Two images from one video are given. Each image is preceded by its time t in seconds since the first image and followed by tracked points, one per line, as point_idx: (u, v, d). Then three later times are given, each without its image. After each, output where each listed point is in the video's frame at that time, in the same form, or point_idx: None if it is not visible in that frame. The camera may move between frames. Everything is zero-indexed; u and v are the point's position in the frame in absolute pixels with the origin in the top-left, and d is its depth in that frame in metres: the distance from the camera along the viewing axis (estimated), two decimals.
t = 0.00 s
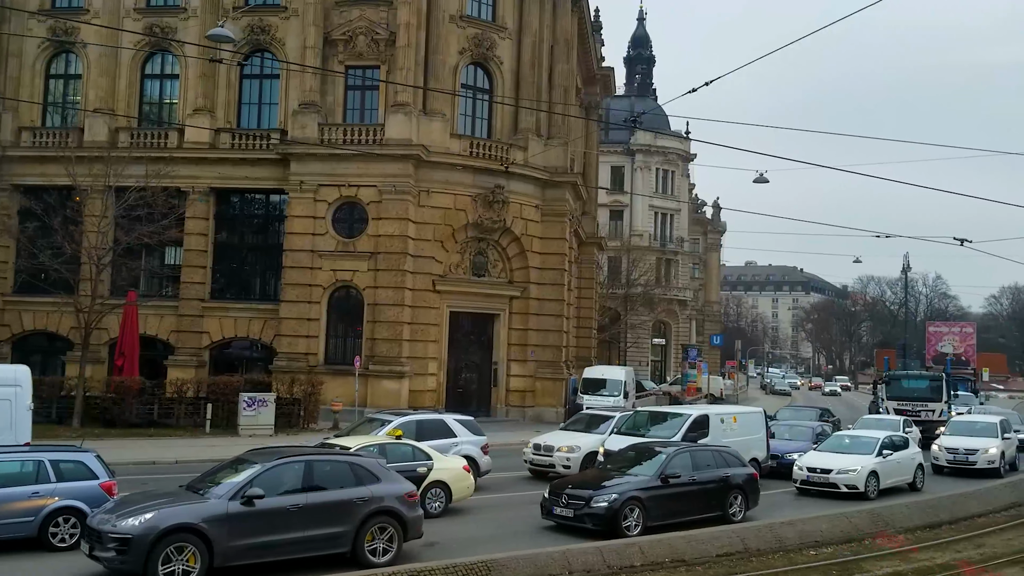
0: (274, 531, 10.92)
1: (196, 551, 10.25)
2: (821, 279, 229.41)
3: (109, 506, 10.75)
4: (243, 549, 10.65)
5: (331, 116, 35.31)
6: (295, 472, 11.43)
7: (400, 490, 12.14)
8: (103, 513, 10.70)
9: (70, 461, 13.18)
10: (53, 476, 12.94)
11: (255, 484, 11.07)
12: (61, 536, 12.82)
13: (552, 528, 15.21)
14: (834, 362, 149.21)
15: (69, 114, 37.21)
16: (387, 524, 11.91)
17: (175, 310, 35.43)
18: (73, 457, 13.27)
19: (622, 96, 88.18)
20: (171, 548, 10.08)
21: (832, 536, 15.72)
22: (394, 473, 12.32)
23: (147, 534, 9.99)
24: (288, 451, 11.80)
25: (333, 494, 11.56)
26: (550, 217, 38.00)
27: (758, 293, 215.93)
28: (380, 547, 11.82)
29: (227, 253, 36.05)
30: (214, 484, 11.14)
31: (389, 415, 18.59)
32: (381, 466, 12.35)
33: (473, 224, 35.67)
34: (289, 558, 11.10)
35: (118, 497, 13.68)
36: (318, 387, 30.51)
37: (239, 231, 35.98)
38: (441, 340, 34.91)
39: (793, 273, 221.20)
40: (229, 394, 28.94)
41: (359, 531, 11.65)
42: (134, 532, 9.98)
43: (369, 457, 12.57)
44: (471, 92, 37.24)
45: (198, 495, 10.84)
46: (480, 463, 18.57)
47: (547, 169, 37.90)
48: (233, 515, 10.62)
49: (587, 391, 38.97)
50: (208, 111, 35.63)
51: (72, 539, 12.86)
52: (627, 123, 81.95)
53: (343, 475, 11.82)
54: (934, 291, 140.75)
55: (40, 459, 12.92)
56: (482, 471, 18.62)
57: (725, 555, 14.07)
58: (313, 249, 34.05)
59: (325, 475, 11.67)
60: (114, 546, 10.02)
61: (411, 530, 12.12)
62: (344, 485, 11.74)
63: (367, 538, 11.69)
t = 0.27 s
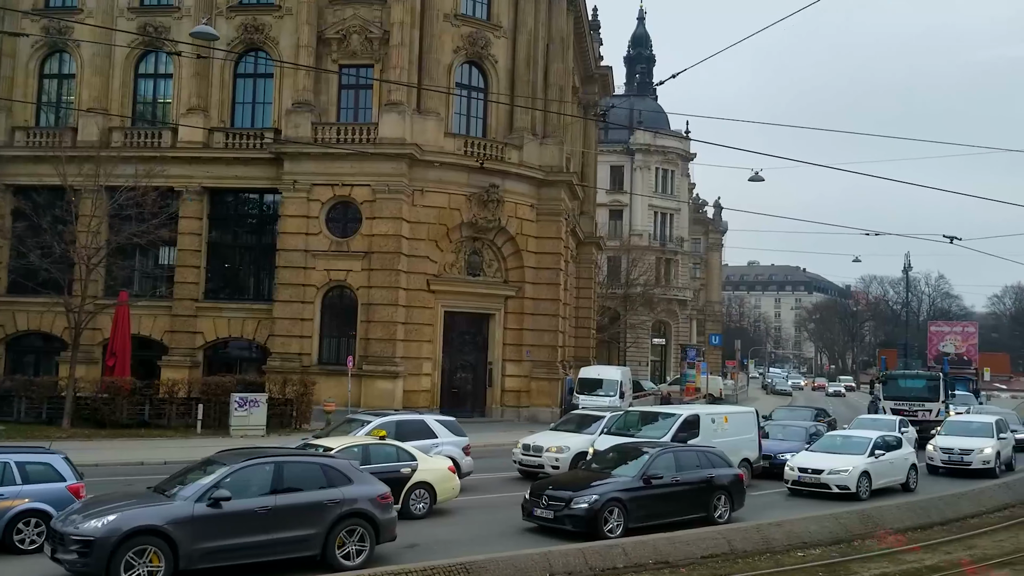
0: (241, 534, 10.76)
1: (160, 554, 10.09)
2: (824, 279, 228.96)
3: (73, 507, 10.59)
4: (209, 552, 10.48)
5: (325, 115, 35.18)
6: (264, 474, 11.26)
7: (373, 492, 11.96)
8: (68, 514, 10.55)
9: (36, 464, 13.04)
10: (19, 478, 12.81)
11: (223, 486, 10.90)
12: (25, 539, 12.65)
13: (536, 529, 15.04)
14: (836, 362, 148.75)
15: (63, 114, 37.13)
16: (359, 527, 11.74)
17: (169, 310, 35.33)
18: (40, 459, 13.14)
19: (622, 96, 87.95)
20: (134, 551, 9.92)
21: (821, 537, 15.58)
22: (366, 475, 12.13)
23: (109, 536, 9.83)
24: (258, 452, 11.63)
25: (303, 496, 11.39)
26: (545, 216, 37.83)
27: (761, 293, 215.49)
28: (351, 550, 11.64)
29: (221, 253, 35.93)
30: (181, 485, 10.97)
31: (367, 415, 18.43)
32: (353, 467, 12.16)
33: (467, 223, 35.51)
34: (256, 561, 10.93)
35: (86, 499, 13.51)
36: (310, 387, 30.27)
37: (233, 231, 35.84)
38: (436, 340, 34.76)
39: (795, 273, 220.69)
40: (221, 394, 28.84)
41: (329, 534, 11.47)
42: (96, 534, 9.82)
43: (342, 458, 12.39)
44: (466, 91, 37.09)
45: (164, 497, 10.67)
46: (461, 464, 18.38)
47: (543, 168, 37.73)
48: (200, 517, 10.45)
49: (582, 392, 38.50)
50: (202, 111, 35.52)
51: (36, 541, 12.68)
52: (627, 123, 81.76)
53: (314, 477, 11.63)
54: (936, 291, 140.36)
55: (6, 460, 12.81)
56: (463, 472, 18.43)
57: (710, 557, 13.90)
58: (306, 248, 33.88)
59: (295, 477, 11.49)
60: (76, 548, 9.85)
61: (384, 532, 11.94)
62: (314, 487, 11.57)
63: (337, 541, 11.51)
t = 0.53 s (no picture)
0: (197, 536, 10.40)
1: (112, 558, 9.74)
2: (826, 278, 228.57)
3: (25, 510, 10.25)
4: (164, 556, 10.12)
5: (318, 114, 35.02)
6: (222, 475, 10.92)
7: (337, 494, 11.57)
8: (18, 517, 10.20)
9: None
10: None
11: (180, 488, 10.56)
12: None
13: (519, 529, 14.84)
14: (838, 362, 148.42)
15: (56, 114, 37.03)
16: (322, 529, 11.35)
17: (161, 310, 35.18)
18: None
19: (621, 94, 87.69)
20: (84, 554, 9.57)
21: (808, 536, 15.40)
22: (330, 476, 11.77)
23: (58, 538, 9.48)
24: (218, 453, 11.30)
25: (264, 498, 11.03)
26: (540, 215, 37.64)
27: (763, 292, 215.11)
28: (313, 553, 11.25)
29: (214, 253, 35.80)
30: (137, 488, 10.63)
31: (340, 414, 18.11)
32: (317, 469, 11.81)
33: (461, 222, 35.33)
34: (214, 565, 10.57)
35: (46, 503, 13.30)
36: (302, 387, 30.12)
37: (227, 231, 35.75)
38: (430, 340, 34.60)
39: (797, 273, 220.20)
40: (211, 395, 28.68)
41: (291, 537, 11.10)
42: (45, 536, 9.46)
43: (306, 460, 12.03)
44: (460, 89, 36.92)
45: (119, 499, 10.36)
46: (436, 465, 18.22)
47: (537, 166, 37.56)
48: (154, 519, 10.12)
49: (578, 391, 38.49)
50: (194, 110, 35.38)
51: None
52: (626, 122, 81.57)
53: (275, 478, 11.28)
54: (938, 290, 140.00)
55: None
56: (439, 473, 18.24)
57: (694, 557, 13.71)
58: (299, 248, 33.66)
59: (255, 479, 11.14)
60: (24, 551, 9.49)
61: (348, 536, 11.55)
62: (275, 489, 11.20)
63: (299, 544, 11.12)
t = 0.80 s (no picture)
0: (139, 541, 9.93)
1: (47, 563, 9.27)
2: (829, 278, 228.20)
3: None
4: (103, 562, 9.65)
5: (310, 113, 34.85)
6: (169, 477, 10.47)
7: (290, 498, 11.08)
8: None
9: None
10: None
11: (123, 490, 10.10)
12: None
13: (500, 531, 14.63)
14: (840, 362, 148.05)
15: (49, 113, 36.90)
16: (273, 534, 10.86)
17: (154, 310, 35.04)
18: None
19: (621, 94, 87.45)
20: (17, 559, 9.09)
21: (794, 539, 15.18)
22: (284, 479, 11.29)
23: None
24: (167, 454, 10.85)
25: (211, 501, 10.56)
26: (534, 215, 37.45)
27: (765, 293, 214.76)
28: (264, 559, 10.76)
29: (207, 252, 35.66)
30: (79, 491, 10.18)
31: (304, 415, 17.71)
32: (271, 471, 11.33)
33: (455, 222, 35.14)
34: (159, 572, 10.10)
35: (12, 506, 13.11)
36: (293, 388, 30.03)
37: (220, 230, 35.61)
38: (423, 340, 34.43)
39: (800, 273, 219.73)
40: (202, 395, 28.56)
41: (240, 542, 10.61)
42: None
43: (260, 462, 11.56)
44: (454, 88, 36.75)
45: (59, 502, 9.90)
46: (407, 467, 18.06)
47: (531, 165, 37.37)
48: (94, 523, 9.67)
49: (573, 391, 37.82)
50: (187, 109, 35.23)
51: None
52: (625, 122, 81.35)
53: (225, 480, 10.81)
54: (941, 290, 139.60)
55: None
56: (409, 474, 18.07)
57: (676, 560, 13.50)
58: (291, 247, 33.46)
59: (204, 482, 10.67)
60: None
61: (301, 541, 11.04)
62: (224, 492, 10.72)
63: (247, 549, 10.62)
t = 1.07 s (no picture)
0: (64, 546, 9.61)
1: None
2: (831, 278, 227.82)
3: None
4: (26, 568, 9.33)
5: (303, 111, 34.67)
6: (99, 481, 10.16)
7: (229, 502, 10.71)
8: None
9: None
10: None
11: (49, 493, 9.79)
12: None
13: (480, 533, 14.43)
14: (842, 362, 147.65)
15: (42, 112, 36.77)
16: (210, 540, 10.52)
17: (146, 310, 34.89)
18: None
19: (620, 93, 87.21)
20: None
21: (780, 541, 14.95)
22: (224, 483, 10.96)
23: None
24: (101, 458, 10.55)
25: (144, 505, 10.24)
26: (529, 214, 37.24)
27: (767, 293, 214.34)
28: (199, 566, 10.41)
29: (200, 252, 35.51)
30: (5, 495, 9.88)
31: (261, 416, 17.33)
32: (210, 475, 11.01)
33: (449, 221, 34.94)
34: None
35: None
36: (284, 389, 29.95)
37: (213, 230, 35.49)
38: (416, 340, 34.25)
39: (802, 273, 219.26)
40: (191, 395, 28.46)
41: (174, 548, 10.28)
42: None
43: (201, 466, 11.24)
44: (447, 87, 36.57)
45: None
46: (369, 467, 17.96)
47: (526, 165, 37.19)
48: (18, 527, 9.36)
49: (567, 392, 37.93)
50: (179, 108, 35.07)
51: None
52: (625, 121, 81.11)
53: (159, 485, 10.49)
54: (943, 290, 139.16)
55: None
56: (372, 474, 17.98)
57: (658, 562, 13.29)
58: (283, 247, 33.28)
59: (139, 486, 10.38)
60: None
61: (240, 547, 10.69)
62: (159, 496, 10.41)
63: (182, 556, 10.29)
